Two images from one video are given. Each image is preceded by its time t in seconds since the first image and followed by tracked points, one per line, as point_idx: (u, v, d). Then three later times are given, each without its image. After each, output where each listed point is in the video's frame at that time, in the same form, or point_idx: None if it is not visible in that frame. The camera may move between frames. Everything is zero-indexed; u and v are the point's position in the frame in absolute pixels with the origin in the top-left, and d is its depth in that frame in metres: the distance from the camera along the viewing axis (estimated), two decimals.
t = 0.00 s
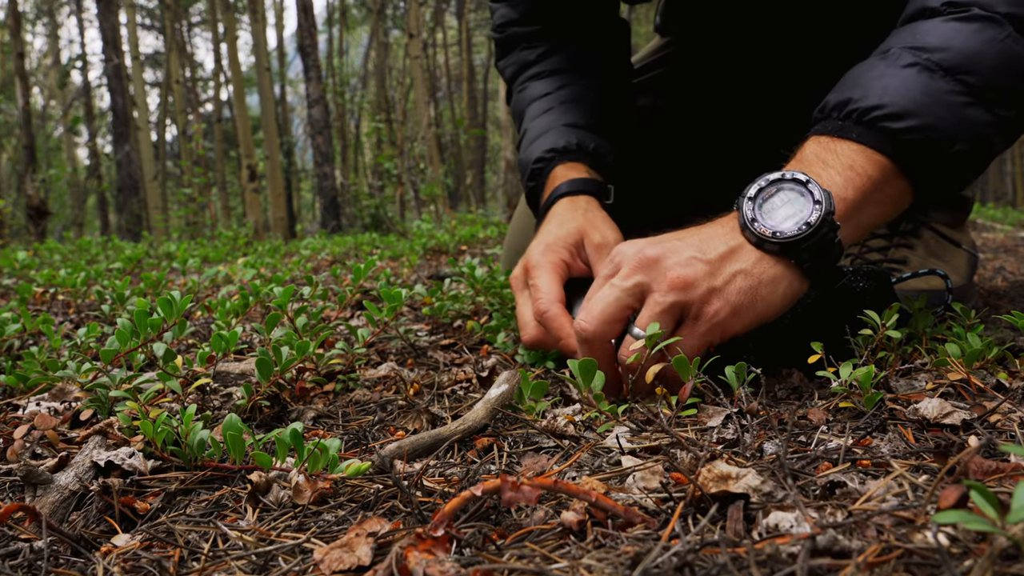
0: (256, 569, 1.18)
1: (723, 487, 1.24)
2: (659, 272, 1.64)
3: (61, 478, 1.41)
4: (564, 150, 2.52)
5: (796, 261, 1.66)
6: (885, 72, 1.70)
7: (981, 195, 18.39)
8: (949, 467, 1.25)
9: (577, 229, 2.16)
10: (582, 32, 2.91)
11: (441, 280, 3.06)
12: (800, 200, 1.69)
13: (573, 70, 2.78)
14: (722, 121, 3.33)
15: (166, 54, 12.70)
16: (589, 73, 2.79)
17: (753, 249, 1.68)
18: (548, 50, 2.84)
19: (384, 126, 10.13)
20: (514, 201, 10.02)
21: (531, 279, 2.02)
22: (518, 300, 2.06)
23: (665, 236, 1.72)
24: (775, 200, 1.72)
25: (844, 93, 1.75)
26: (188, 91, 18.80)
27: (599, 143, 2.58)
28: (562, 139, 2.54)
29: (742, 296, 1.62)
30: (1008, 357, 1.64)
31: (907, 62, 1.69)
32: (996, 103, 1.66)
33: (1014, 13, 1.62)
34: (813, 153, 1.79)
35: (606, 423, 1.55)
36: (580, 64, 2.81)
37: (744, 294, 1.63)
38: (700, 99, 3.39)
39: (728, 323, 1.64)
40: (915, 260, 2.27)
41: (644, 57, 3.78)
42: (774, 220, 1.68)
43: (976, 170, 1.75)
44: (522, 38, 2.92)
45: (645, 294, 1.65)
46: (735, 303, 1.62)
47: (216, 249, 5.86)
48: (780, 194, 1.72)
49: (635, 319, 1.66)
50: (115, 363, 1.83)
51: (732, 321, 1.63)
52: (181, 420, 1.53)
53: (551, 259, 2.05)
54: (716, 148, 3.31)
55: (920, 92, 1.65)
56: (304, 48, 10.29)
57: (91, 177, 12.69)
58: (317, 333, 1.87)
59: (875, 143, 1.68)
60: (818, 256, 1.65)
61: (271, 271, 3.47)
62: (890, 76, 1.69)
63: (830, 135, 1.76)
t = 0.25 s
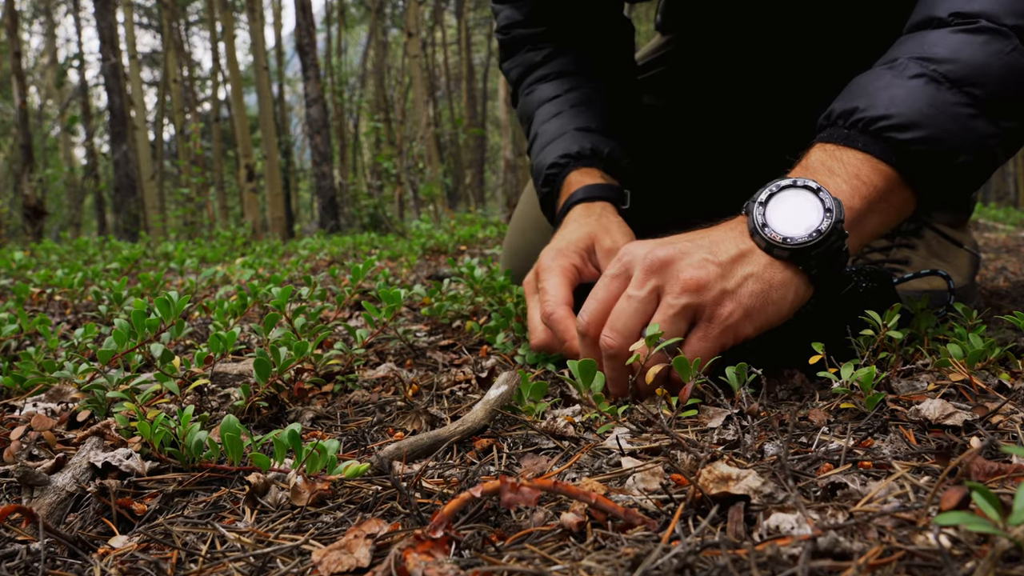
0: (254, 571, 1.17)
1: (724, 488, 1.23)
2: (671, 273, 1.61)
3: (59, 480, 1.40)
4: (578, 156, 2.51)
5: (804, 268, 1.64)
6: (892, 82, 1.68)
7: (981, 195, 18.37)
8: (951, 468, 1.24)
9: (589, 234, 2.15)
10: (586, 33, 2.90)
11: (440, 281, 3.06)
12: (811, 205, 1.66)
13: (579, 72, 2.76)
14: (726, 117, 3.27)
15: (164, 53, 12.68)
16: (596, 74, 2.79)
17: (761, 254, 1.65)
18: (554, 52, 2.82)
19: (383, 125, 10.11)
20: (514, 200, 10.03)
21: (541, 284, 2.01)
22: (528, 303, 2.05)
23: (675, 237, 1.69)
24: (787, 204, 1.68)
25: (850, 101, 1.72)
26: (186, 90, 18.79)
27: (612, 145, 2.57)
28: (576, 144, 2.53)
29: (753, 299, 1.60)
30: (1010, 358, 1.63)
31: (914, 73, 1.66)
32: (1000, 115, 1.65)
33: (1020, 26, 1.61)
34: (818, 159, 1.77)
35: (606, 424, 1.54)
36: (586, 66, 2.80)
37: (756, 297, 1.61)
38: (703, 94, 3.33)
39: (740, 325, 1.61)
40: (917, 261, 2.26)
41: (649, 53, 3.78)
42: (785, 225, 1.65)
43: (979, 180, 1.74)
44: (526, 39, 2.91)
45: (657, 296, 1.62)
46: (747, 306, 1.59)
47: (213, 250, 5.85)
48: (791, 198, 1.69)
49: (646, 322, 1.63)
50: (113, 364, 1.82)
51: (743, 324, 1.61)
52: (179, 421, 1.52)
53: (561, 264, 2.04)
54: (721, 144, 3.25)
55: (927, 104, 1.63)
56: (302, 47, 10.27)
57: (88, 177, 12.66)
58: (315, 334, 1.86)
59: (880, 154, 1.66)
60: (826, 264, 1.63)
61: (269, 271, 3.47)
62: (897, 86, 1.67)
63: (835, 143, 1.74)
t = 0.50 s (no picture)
0: (252, 573, 1.16)
1: (725, 490, 1.22)
2: (677, 273, 1.60)
3: (55, 481, 1.39)
4: (595, 159, 2.50)
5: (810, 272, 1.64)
6: (899, 84, 1.66)
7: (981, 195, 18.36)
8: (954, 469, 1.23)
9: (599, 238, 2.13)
10: (596, 32, 2.89)
11: (439, 281, 3.05)
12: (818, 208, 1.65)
13: (590, 72, 2.75)
14: (734, 113, 3.24)
15: (162, 52, 12.66)
16: (607, 74, 2.78)
17: (767, 256, 1.64)
18: (564, 52, 2.82)
19: (382, 125, 10.10)
20: (514, 200, 10.02)
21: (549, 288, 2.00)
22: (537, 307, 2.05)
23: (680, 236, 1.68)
24: (791, 207, 1.67)
25: (856, 102, 1.71)
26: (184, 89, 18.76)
27: (628, 146, 2.56)
28: (592, 148, 2.52)
29: (758, 300, 1.60)
30: (1012, 359, 1.62)
31: (921, 74, 1.65)
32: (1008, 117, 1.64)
33: None
34: (823, 161, 1.76)
35: (606, 425, 1.53)
36: (596, 66, 2.79)
37: (760, 298, 1.60)
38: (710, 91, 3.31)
39: (744, 327, 1.61)
40: (919, 261, 2.25)
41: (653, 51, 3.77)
42: (793, 227, 1.64)
43: (985, 182, 1.73)
44: (536, 38, 2.89)
45: (662, 297, 1.61)
46: (751, 308, 1.59)
47: (211, 249, 5.84)
48: (797, 201, 1.68)
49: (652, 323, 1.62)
50: (110, 364, 1.82)
51: (747, 325, 1.61)
52: (177, 422, 1.51)
53: (569, 268, 2.02)
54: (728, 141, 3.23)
55: (934, 106, 1.62)
56: (301, 46, 10.25)
57: (86, 177, 12.64)
58: (314, 334, 1.85)
59: (886, 157, 1.65)
60: (830, 267, 1.64)
61: (268, 271, 3.46)
62: (903, 87, 1.65)
63: (841, 145, 1.72)
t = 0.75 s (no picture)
0: None
1: (725, 491, 1.21)
2: (686, 275, 1.58)
3: (52, 482, 1.38)
4: (597, 165, 2.49)
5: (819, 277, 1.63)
6: (907, 86, 1.66)
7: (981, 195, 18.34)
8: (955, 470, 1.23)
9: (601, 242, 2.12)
10: (598, 31, 2.87)
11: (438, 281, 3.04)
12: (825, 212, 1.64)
13: (592, 73, 2.74)
14: (737, 113, 3.23)
15: (159, 51, 12.63)
16: (608, 75, 2.76)
17: (776, 260, 1.63)
18: (565, 52, 2.81)
19: (381, 124, 10.09)
20: (513, 200, 10.01)
21: (552, 291, 1.98)
22: (538, 309, 2.03)
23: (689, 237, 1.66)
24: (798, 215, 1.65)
25: (864, 105, 1.70)
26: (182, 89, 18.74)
27: (631, 150, 2.55)
28: (595, 152, 2.51)
29: (765, 305, 1.59)
30: (1014, 359, 1.62)
31: (930, 77, 1.64)
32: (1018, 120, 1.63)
33: None
34: (831, 164, 1.75)
35: (606, 426, 1.52)
36: (598, 66, 2.78)
37: (767, 304, 1.59)
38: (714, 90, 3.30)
39: (751, 332, 1.60)
40: (920, 261, 2.25)
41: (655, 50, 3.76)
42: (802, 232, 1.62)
43: (993, 186, 1.73)
44: (538, 39, 2.88)
45: (670, 300, 1.60)
46: (758, 313, 1.58)
47: (209, 250, 5.84)
48: (802, 208, 1.66)
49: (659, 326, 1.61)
50: (107, 365, 1.81)
51: (754, 330, 1.60)
52: (174, 423, 1.50)
53: (572, 271, 2.01)
54: (732, 141, 3.22)
55: (942, 110, 1.61)
56: (299, 45, 10.22)
57: (81, 176, 12.62)
58: (312, 335, 1.84)
59: (895, 161, 1.66)
60: (839, 271, 1.63)
61: (265, 272, 3.45)
62: (912, 90, 1.65)
63: (850, 148, 1.72)
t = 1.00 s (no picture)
0: None
1: (726, 492, 1.21)
2: (688, 277, 1.57)
3: (49, 484, 1.38)
4: (598, 166, 2.48)
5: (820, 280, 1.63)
6: (910, 88, 1.65)
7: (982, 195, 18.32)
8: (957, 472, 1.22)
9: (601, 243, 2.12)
10: (598, 28, 2.86)
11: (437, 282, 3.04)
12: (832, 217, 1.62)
13: (592, 71, 2.73)
14: (740, 114, 3.22)
15: (157, 51, 12.61)
16: (608, 73, 2.76)
17: (778, 263, 1.62)
18: (565, 50, 2.80)
19: (379, 124, 10.07)
20: (513, 200, 10.01)
21: (553, 293, 1.97)
22: (538, 311, 2.02)
23: (689, 239, 1.65)
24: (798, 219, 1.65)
25: (866, 107, 1.69)
26: (181, 89, 18.72)
27: (631, 150, 2.53)
28: (595, 153, 2.50)
29: (767, 309, 1.58)
30: (1016, 360, 1.61)
31: (933, 79, 1.63)
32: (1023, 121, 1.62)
33: None
34: (832, 167, 1.74)
35: (606, 427, 1.52)
36: (598, 63, 2.77)
37: (769, 307, 1.59)
38: (715, 89, 3.30)
39: (752, 335, 1.60)
40: (922, 262, 2.24)
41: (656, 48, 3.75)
42: (801, 237, 1.62)
43: (997, 188, 1.72)
44: (537, 37, 2.88)
45: (672, 302, 1.59)
46: (760, 317, 1.58)
47: (207, 250, 5.83)
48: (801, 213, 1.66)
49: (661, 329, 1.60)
50: (104, 366, 1.80)
51: (755, 334, 1.60)
52: (171, 423, 1.50)
53: (573, 272, 2.00)
54: (737, 139, 3.21)
55: (946, 112, 1.60)
56: (297, 44, 10.20)
57: (79, 175, 12.60)
58: (310, 336, 1.83)
59: (898, 164, 1.64)
60: (840, 275, 1.63)
61: (264, 272, 3.45)
62: (915, 92, 1.64)
63: (852, 151, 1.71)
